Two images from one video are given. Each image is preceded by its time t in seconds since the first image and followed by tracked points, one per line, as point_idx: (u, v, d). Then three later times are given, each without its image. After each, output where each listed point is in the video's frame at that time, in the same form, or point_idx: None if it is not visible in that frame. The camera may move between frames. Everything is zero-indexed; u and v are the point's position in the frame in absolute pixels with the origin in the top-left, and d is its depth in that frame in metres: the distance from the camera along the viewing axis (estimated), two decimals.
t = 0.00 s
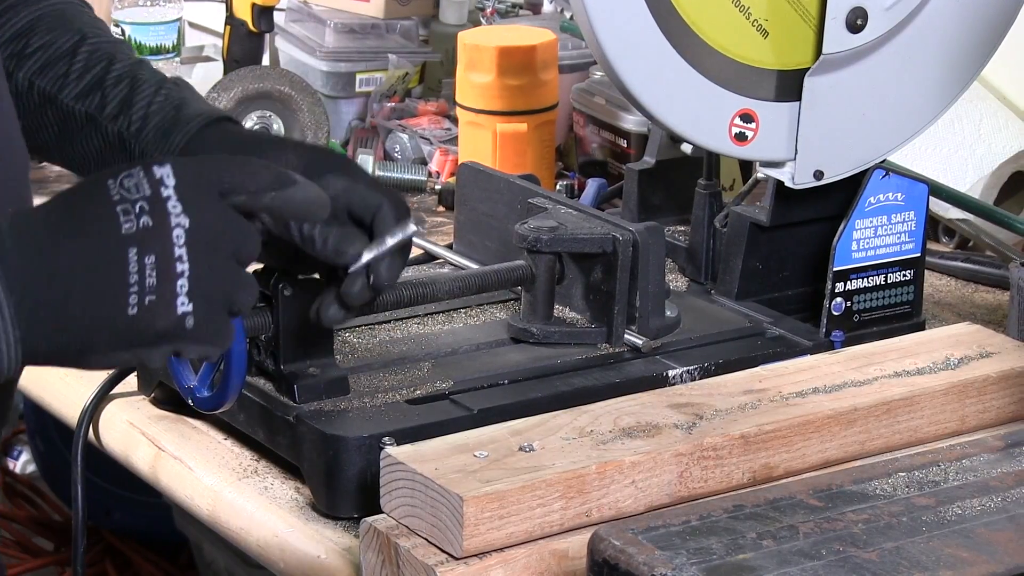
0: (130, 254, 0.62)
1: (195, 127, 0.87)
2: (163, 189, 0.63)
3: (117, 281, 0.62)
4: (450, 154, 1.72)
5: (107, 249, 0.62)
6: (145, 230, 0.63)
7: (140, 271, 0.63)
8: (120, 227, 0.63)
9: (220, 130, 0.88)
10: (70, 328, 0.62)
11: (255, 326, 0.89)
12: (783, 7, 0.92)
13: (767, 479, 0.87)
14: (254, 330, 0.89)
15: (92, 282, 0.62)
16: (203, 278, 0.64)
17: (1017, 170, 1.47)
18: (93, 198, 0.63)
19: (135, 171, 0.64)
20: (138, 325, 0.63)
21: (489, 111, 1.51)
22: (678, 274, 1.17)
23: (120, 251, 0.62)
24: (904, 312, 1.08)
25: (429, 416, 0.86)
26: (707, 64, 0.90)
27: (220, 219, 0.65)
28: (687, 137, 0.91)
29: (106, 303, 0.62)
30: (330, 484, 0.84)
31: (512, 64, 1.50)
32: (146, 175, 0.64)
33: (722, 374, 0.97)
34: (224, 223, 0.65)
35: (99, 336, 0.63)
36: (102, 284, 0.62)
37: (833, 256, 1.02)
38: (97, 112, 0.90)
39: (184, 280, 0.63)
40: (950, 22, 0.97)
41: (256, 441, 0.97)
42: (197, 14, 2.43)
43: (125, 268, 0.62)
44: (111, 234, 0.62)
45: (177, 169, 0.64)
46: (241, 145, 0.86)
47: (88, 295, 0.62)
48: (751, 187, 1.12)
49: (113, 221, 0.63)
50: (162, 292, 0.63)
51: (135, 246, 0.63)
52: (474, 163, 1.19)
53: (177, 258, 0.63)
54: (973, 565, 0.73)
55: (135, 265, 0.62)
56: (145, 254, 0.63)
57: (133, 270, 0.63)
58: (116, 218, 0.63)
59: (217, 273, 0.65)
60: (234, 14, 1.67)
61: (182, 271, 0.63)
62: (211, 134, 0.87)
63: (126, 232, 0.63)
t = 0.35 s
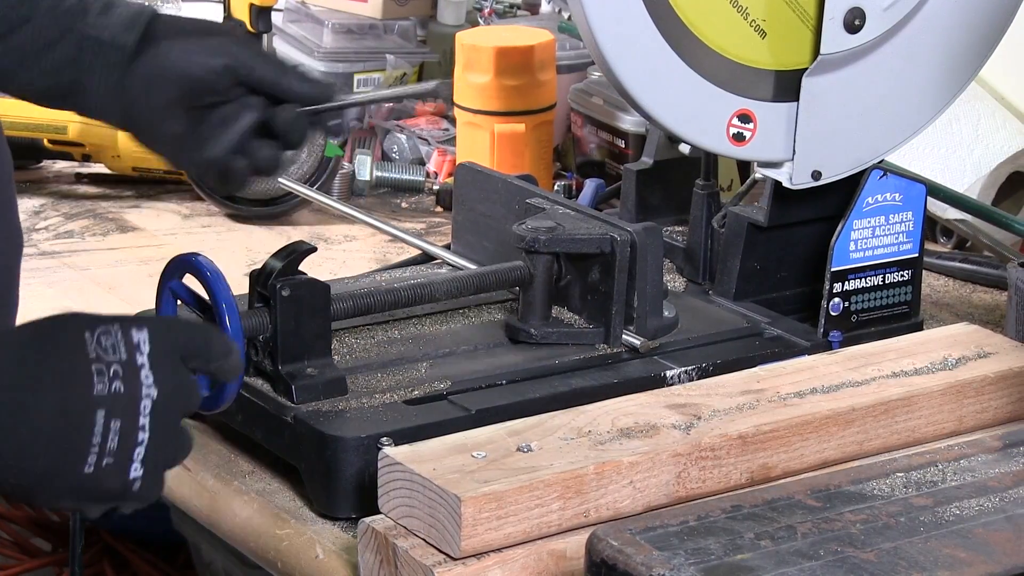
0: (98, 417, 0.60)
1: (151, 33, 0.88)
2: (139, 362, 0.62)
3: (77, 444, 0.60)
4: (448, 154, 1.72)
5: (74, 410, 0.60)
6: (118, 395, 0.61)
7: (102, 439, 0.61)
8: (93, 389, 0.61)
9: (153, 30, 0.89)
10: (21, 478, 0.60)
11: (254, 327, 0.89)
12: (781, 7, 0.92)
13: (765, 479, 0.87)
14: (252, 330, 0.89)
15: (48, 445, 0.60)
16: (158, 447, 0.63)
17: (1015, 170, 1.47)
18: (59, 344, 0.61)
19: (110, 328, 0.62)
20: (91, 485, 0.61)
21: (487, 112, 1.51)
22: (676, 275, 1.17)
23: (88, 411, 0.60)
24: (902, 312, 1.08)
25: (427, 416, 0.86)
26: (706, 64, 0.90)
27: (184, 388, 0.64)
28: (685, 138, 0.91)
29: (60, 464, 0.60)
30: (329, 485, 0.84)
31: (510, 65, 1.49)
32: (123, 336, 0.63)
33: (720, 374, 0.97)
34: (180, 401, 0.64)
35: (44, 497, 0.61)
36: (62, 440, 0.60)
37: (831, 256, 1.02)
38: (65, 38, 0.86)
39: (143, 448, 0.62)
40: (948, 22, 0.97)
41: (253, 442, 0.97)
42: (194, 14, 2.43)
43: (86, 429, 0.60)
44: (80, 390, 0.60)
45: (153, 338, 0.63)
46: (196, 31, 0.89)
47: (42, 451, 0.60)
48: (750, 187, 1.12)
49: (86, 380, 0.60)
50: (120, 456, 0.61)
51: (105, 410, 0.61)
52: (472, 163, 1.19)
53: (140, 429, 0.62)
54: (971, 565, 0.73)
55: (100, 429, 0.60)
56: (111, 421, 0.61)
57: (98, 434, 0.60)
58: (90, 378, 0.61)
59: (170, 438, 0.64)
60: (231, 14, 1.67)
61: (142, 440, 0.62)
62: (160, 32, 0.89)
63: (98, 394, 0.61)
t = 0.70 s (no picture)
0: (149, 359, 0.68)
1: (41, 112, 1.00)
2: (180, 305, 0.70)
3: (134, 384, 0.67)
4: (445, 155, 1.73)
5: (129, 354, 0.67)
6: (165, 339, 0.68)
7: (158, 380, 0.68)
8: (142, 334, 0.68)
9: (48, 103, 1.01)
10: (87, 416, 0.66)
11: (250, 327, 0.89)
12: (779, 7, 0.92)
13: (763, 480, 0.87)
14: (250, 330, 0.89)
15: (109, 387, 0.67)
16: (200, 383, 0.71)
17: (1013, 170, 1.47)
18: (106, 299, 0.67)
19: (150, 280, 0.70)
20: (148, 422, 0.69)
21: (484, 112, 1.51)
22: (674, 275, 1.17)
23: (139, 355, 0.67)
24: (900, 312, 1.08)
25: (424, 417, 0.86)
26: (703, 64, 0.90)
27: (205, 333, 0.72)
28: (683, 138, 0.91)
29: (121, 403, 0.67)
30: (327, 485, 0.84)
31: (507, 65, 1.50)
32: (163, 287, 0.70)
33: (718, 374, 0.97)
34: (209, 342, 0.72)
35: (105, 431, 0.68)
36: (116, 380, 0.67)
37: (829, 256, 1.02)
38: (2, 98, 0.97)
39: (189, 385, 0.70)
40: (945, 22, 0.97)
41: (250, 442, 0.97)
42: (191, 14, 2.43)
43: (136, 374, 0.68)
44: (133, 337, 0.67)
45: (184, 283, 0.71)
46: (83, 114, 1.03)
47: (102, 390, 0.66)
48: (747, 188, 1.11)
49: (135, 326, 0.68)
50: (171, 393, 0.69)
51: (155, 353, 0.68)
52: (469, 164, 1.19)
53: (187, 370, 0.69)
54: (969, 565, 0.73)
55: (152, 370, 0.68)
56: (162, 359, 0.68)
57: (151, 374, 0.68)
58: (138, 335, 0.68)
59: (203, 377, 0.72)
60: (229, 14, 1.66)
61: (188, 378, 0.70)
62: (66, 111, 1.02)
63: (147, 340, 0.68)
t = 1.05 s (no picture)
0: (197, 355, 0.75)
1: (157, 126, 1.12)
2: (240, 314, 0.78)
3: (174, 374, 0.75)
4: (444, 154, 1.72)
5: (182, 343, 0.75)
6: (217, 341, 0.76)
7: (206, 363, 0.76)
8: (199, 330, 0.75)
9: (149, 112, 1.12)
10: (128, 382, 0.75)
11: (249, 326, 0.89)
12: (777, 7, 0.92)
13: (760, 480, 0.87)
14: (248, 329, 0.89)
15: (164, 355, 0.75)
16: (236, 397, 0.78)
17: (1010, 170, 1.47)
18: (178, 268, 0.76)
19: (224, 285, 0.78)
20: (178, 409, 0.76)
21: (483, 112, 1.51)
22: (672, 274, 1.17)
23: (190, 348, 0.75)
24: (898, 312, 1.08)
25: (422, 417, 0.86)
26: (701, 64, 0.90)
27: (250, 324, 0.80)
28: (681, 138, 0.91)
29: (171, 367, 0.75)
30: (324, 485, 0.84)
31: (505, 65, 1.49)
32: (232, 296, 0.78)
33: (715, 374, 0.97)
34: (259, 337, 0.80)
35: (154, 393, 0.76)
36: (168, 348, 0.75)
37: (827, 256, 1.02)
38: (101, 138, 1.10)
39: (222, 392, 0.77)
40: (943, 22, 0.97)
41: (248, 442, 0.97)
42: (188, 14, 2.43)
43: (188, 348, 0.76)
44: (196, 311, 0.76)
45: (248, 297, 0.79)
46: (195, 111, 1.12)
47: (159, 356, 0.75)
48: (745, 188, 1.11)
49: (197, 321, 0.75)
50: (204, 392, 0.77)
51: (203, 351, 0.76)
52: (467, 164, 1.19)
53: (223, 378, 0.77)
54: (967, 565, 0.73)
55: (197, 364, 0.76)
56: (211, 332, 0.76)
57: (191, 369, 0.75)
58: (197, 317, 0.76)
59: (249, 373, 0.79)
60: (227, 14, 1.67)
61: (224, 384, 0.77)
62: (189, 120, 1.12)
63: (202, 335, 0.76)
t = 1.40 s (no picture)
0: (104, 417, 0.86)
1: (303, 152, 1.21)
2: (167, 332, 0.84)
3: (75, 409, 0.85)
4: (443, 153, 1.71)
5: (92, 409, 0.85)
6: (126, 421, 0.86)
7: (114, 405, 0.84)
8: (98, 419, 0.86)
9: (332, 135, 1.22)
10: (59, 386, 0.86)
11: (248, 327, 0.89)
12: (776, 7, 0.92)
13: (760, 480, 0.87)
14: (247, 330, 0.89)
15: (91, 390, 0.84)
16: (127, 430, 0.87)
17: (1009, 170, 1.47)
18: (129, 342, 0.83)
19: (134, 403, 0.84)
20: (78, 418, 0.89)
21: (483, 112, 1.51)
22: (671, 275, 1.17)
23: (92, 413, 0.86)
24: (896, 312, 1.08)
25: (420, 417, 0.86)
26: (700, 65, 0.90)
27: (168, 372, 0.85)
28: (680, 139, 0.91)
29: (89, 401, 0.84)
30: (324, 485, 0.84)
31: (503, 65, 1.49)
32: (134, 411, 0.85)
33: (714, 374, 0.97)
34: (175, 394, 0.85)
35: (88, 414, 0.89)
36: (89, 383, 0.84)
37: (826, 257, 1.02)
38: (276, 156, 1.19)
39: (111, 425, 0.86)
40: (942, 22, 0.97)
41: (247, 443, 0.97)
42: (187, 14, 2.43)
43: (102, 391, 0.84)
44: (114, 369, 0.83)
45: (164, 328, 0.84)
46: (354, 141, 1.23)
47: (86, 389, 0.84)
48: (745, 188, 1.11)
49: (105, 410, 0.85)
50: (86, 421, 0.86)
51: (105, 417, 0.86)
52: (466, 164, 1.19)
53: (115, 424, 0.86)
54: (966, 565, 0.73)
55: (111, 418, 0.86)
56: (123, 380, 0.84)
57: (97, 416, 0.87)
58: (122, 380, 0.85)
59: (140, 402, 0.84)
60: (225, 15, 1.67)
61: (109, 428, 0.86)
62: (327, 143, 1.22)
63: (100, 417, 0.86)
